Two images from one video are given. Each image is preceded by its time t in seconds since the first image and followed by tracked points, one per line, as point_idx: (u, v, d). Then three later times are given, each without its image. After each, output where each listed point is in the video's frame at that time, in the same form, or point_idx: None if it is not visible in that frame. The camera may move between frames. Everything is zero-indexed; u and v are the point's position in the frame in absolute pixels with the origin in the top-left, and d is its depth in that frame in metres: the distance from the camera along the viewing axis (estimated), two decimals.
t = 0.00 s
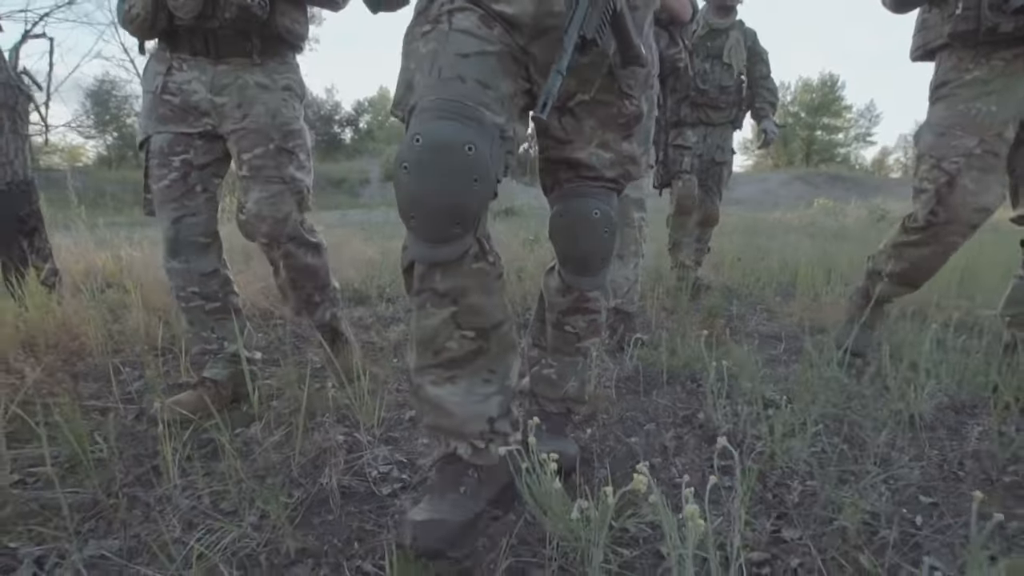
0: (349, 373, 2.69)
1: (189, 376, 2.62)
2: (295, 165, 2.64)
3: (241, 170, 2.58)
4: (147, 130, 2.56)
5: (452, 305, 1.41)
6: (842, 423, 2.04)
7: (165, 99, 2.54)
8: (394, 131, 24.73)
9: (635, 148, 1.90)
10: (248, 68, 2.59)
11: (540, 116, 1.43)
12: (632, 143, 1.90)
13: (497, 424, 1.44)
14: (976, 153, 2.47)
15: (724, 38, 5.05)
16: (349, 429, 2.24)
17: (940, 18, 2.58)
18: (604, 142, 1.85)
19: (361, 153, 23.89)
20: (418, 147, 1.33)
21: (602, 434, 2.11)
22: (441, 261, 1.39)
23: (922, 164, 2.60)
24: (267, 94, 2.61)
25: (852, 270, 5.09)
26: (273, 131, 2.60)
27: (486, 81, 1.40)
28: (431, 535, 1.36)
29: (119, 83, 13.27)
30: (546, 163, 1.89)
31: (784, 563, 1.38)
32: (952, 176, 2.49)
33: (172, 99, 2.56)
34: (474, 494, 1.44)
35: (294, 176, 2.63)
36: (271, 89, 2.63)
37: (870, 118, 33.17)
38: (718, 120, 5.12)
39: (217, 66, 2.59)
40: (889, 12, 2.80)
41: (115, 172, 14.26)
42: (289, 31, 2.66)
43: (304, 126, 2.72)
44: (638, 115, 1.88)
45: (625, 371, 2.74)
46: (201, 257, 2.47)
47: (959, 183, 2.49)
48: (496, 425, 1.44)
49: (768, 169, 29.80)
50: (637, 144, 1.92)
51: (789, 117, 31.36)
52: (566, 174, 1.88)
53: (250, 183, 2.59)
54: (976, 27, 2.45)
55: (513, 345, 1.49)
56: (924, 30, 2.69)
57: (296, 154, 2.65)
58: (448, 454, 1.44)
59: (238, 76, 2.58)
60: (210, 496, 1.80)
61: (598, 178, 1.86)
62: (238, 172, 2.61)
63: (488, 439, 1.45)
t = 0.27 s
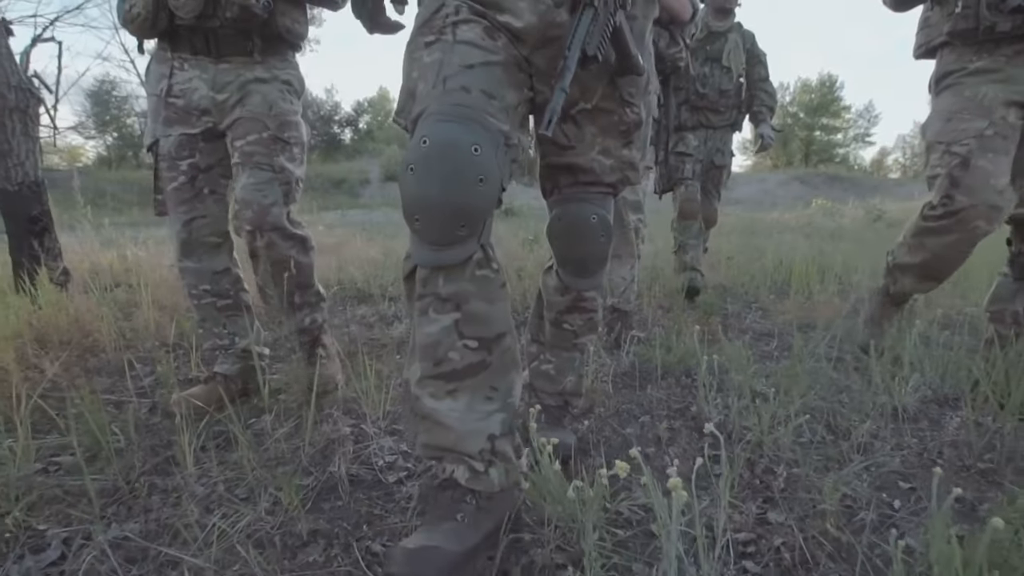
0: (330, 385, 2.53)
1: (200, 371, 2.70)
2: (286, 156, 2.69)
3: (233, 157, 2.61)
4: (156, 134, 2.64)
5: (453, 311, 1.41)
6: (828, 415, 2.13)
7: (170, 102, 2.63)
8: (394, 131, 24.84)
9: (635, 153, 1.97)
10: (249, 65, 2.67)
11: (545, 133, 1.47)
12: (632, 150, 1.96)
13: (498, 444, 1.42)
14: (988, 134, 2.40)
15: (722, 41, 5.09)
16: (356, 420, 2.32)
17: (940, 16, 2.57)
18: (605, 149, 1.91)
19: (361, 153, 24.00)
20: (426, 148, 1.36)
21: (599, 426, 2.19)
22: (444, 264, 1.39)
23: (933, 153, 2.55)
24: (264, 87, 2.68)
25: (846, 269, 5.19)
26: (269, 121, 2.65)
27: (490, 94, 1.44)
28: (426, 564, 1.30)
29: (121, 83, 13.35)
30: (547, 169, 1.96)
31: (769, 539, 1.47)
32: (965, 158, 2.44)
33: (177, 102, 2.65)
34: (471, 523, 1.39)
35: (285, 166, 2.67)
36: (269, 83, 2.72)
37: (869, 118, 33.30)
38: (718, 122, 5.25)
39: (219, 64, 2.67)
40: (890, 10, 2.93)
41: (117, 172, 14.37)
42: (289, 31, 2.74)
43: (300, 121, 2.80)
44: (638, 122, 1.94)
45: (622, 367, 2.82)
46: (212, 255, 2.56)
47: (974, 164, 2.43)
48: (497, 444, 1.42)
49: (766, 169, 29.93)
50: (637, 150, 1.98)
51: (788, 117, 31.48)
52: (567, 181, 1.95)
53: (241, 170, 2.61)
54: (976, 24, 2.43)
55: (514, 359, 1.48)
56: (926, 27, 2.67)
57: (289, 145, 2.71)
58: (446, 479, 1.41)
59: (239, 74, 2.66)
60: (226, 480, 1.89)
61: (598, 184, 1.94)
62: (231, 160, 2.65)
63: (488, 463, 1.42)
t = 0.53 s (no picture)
0: (304, 399, 2.45)
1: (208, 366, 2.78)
2: (283, 148, 2.59)
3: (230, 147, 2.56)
4: (161, 136, 2.67)
5: (459, 320, 1.41)
6: (819, 407, 2.19)
7: (175, 103, 2.63)
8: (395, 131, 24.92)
9: (633, 157, 2.04)
10: (250, 63, 2.61)
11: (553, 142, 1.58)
12: (630, 153, 2.04)
13: (501, 458, 1.39)
14: (998, 121, 2.41)
15: (721, 42, 5.10)
16: (361, 413, 2.39)
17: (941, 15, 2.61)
18: (605, 155, 2.00)
19: (361, 153, 24.07)
20: (435, 159, 1.38)
21: (596, 419, 2.27)
22: (451, 274, 1.40)
23: (942, 142, 2.54)
24: (266, 82, 2.62)
25: (841, 268, 5.27)
26: (268, 112, 2.58)
27: (497, 107, 1.47)
28: None
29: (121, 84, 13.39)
30: (549, 173, 2.05)
31: (756, 521, 1.55)
32: (978, 144, 2.43)
33: (182, 104, 2.65)
34: (475, 542, 1.34)
35: (281, 158, 2.58)
36: (271, 79, 2.65)
37: (867, 119, 33.39)
38: (720, 125, 5.18)
39: (221, 64, 2.63)
40: (890, 8, 2.95)
41: (118, 171, 14.44)
42: (290, 31, 2.69)
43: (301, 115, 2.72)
44: (636, 127, 2.01)
45: (620, 362, 2.90)
46: (218, 253, 2.62)
47: (988, 150, 2.42)
48: (501, 459, 1.38)
49: (765, 169, 30.03)
50: (635, 154, 2.06)
51: (787, 118, 31.58)
52: (567, 185, 2.03)
53: (236, 160, 2.53)
54: (976, 24, 2.47)
55: (517, 367, 1.47)
56: (926, 28, 2.70)
57: (287, 138, 2.62)
58: (448, 496, 1.36)
59: (241, 72, 2.62)
60: (237, 469, 1.96)
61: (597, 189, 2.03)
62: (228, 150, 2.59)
63: (492, 478, 1.38)
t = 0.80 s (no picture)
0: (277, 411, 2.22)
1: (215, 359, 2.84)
2: (282, 145, 2.55)
3: (227, 142, 2.52)
4: (168, 139, 2.69)
5: (474, 336, 1.48)
6: (808, 398, 2.27)
7: (179, 105, 2.63)
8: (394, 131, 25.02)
9: (631, 160, 2.12)
10: (253, 62, 2.58)
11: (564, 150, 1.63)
12: (630, 157, 2.12)
13: (516, 468, 1.45)
14: (1005, 113, 2.33)
15: (720, 42, 5.15)
16: (367, 405, 2.46)
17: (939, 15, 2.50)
18: (606, 158, 2.07)
19: (360, 153, 24.15)
20: (449, 183, 1.45)
21: (594, 412, 2.35)
22: (463, 294, 1.47)
23: (949, 137, 2.43)
24: (266, 80, 2.58)
25: (836, 267, 5.36)
26: (268, 110, 2.54)
27: (507, 128, 1.54)
28: None
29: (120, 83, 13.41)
30: (550, 178, 2.10)
31: (745, 503, 1.63)
32: (988, 134, 2.34)
33: (185, 105, 2.64)
34: (492, 552, 1.37)
35: (279, 155, 2.53)
36: (272, 78, 2.62)
37: (866, 119, 33.52)
38: (720, 126, 5.25)
39: (224, 65, 2.61)
40: (889, 8, 2.91)
41: (119, 171, 14.51)
42: (292, 32, 2.66)
43: (301, 114, 2.67)
44: (635, 131, 2.09)
45: (617, 356, 2.98)
46: (227, 252, 2.73)
47: (998, 140, 2.33)
48: (516, 469, 1.45)
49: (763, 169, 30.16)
50: (634, 157, 2.14)
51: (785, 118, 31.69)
52: (568, 189, 2.11)
53: (233, 156, 2.50)
54: (977, 24, 2.37)
55: (529, 381, 1.53)
56: (924, 27, 2.60)
57: (286, 135, 2.57)
58: (466, 506, 1.42)
59: (244, 72, 2.60)
60: (249, 458, 2.04)
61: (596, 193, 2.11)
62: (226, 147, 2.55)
63: (507, 488, 1.44)
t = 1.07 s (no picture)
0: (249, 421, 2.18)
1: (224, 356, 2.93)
2: (283, 151, 2.52)
3: (227, 147, 2.48)
4: (174, 142, 2.69)
5: (478, 342, 1.48)
6: (799, 391, 2.35)
7: (182, 108, 2.60)
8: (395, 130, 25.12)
9: (632, 165, 2.22)
10: (254, 67, 2.54)
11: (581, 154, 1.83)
12: (631, 160, 2.21)
13: (522, 462, 1.47)
14: (1005, 118, 2.24)
15: (719, 40, 5.25)
16: (373, 398, 2.55)
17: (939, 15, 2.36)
18: (608, 162, 2.16)
19: (361, 152, 24.24)
20: (456, 187, 1.45)
21: (593, 405, 2.43)
22: (468, 299, 1.48)
23: (950, 141, 2.33)
24: (268, 85, 2.55)
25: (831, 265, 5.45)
26: (269, 115, 2.51)
27: (514, 136, 1.55)
28: None
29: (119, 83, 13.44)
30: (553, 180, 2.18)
31: (734, 488, 1.72)
32: (990, 139, 2.24)
33: (189, 108, 2.61)
34: (499, 559, 1.40)
35: (280, 161, 2.50)
36: (274, 82, 2.58)
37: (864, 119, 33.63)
38: (720, 122, 5.35)
39: (227, 68, 2.56)
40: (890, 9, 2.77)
41: (120, 170, 14.59)
42: (294, 34, 2.62)
43: (302, 117, 2.63)
44: (636, 136, 2.20)
45: (616, 352, 3.07)
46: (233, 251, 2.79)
47: (999, 145, 2.24)
48: (522, 463, 1.47)
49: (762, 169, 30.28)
50: (634, 162, 2.24)
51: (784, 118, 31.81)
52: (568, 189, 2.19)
53: (233, 160, 2.47)
54: (978, 27, 2.25)
55: (531, 378, 1.54)
56: (924, 25, 2.46)
57: (288, 140, 2.54)
58: (473, 511, 1.44)
59: (246, 75, 2.56)
60: (260, 449, 2.12)
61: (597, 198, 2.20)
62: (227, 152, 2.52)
63: (512, 490, 1.45)
